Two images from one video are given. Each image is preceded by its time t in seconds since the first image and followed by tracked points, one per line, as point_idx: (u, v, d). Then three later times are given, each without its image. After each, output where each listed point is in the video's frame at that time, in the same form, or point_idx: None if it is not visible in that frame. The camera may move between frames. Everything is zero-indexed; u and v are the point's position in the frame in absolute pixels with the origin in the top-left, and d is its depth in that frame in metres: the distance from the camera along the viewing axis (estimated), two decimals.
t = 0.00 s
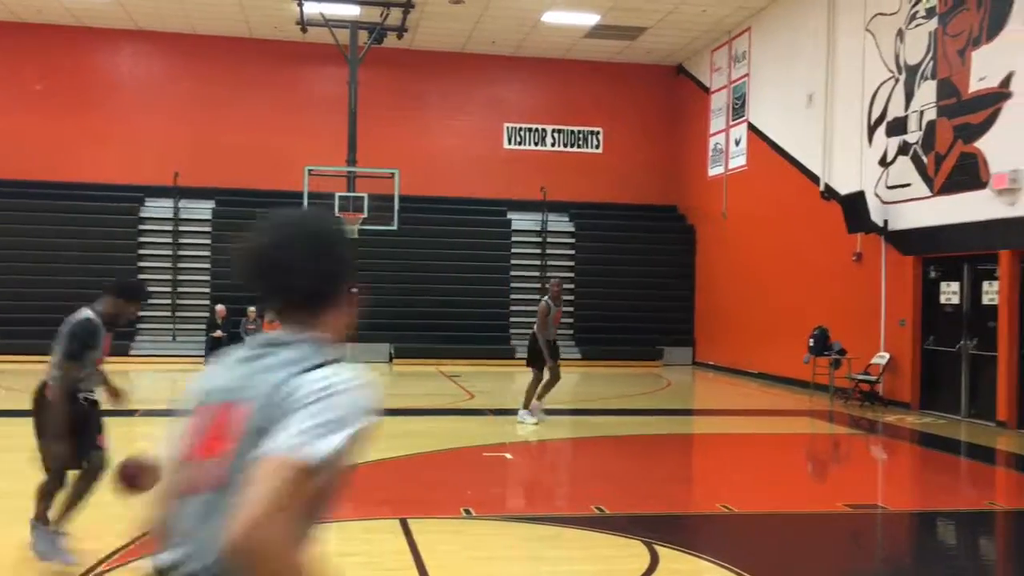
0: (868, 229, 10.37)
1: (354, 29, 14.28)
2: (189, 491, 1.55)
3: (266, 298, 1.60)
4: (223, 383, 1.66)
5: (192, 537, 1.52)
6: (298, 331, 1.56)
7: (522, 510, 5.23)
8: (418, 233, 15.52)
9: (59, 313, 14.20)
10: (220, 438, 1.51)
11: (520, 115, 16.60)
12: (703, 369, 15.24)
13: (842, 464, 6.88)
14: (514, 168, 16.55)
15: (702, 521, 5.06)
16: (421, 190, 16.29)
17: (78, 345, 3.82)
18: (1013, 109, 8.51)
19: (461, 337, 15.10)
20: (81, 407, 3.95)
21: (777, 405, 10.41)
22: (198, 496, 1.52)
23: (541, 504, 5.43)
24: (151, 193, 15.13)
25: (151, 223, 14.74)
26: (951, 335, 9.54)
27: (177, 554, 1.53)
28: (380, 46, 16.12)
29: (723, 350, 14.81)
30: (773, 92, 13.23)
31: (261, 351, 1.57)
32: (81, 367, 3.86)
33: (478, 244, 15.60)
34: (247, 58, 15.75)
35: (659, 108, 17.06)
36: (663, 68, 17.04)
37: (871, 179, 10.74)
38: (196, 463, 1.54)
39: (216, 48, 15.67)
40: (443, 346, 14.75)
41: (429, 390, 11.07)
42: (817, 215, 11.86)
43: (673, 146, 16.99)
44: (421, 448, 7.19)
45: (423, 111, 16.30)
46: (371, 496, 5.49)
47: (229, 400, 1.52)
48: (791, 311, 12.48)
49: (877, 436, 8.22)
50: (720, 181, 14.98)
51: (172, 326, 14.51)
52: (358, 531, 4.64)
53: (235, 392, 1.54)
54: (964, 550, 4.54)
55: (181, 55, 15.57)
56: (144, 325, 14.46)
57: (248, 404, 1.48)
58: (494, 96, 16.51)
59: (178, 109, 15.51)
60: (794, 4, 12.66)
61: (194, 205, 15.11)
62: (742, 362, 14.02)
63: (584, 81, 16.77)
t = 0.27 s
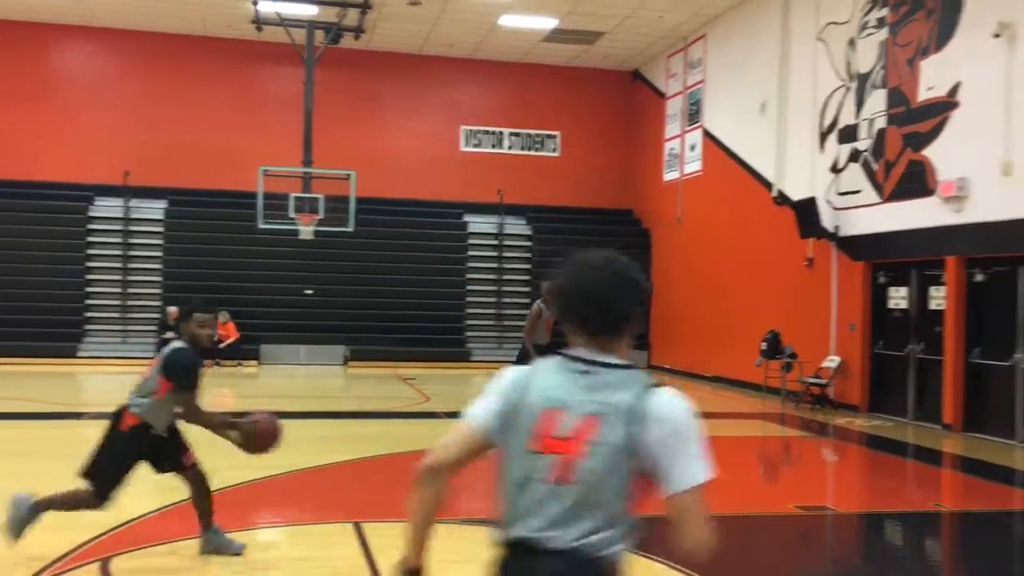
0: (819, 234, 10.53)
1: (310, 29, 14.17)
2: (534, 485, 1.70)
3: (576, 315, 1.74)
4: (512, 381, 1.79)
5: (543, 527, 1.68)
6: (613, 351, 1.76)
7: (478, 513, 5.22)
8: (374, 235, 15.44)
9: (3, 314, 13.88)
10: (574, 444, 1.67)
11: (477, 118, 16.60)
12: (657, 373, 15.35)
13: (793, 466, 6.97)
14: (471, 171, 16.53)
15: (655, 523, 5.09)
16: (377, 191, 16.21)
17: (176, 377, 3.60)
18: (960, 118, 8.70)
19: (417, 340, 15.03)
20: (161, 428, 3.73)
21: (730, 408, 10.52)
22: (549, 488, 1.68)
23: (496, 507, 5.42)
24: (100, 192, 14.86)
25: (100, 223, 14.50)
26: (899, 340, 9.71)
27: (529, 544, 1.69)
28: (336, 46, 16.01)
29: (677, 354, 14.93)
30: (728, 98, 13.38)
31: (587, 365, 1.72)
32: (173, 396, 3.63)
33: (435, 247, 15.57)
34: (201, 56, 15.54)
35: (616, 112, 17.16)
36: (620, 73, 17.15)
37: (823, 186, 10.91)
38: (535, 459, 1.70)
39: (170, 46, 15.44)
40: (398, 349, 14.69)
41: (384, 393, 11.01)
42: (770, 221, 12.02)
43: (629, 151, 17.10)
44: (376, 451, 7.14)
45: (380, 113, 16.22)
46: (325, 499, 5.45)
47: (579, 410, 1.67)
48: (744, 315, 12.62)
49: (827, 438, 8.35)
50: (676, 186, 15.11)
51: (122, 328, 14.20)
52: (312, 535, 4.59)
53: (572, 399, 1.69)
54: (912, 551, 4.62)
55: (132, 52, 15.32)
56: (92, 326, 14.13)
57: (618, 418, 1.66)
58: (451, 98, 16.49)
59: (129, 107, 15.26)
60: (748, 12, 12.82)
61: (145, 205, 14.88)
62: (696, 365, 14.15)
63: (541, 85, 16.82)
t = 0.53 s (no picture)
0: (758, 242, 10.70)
1: (252, 30, 13.98)
2: (701, 480, 1.98)
3: (715, 352, 1.99)
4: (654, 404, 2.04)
5: (720, 512, 1.97)
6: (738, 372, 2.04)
7: (420, 519, 5.20)
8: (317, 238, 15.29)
9: None
10: (740, 445, 1.98)
11: (422, 122, 16.55)
12: (600, 378, 15.44)
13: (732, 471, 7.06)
14: (415, 175, 16.48)
15: (596, 528, 5.11)
16: (321, 195, 16.07)
17: (235, 359, 3.84)
18: (894, 131, 8.93)
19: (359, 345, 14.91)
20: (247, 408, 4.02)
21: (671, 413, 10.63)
22: (721, 482, 1.98)
23: (439, 513, 5.39)
24: (33, 192, 14.48)
25: (35, 224, 14.16)
26: (835, 346, 9.91)
27: (709, 529, 1.96)
28: (279, 48, 15.84)
29: (620, 359, 15.04)
30: (671, 107, 13.53)
31: (725, 383, 2.03)
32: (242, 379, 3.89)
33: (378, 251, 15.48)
34: (142, 54, 15.24)
35: (560, 119, 17.24)
36: (565, 80, 17.24)
37: (762, 194, 11.10)
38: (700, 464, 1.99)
39: (108, 44, 15.12)
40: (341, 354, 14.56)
41: (326, 398, 10.91)
42: (711, 228, 12.18)
43: (573, 157, 17.20)
44: (317, 457, 7.07)
45: (324, 115, 16.09)
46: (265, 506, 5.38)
47: (736, 415, 1.99)
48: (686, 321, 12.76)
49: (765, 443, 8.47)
50: (619, 193, 15.25)
51: (55, 332, 13.89)
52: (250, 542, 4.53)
53: (727, 411, 1.99)
54: (846, 553, 4.71)
55: (67, 49, 14.97)
56: (23, 330, 13.81)
57: (768, 422, 2.01)
58: (396, 102, 16.42)
59: (65, 105, 14.91)
60: (691, 22, 12.99)
61: (80, 206, 14.54)
62: (638, 371, 14.26)
63: (486, 90, 16.83)
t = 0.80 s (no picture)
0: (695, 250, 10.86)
1: (188, 29, 13.73)
2: (731, 465, 2.51)
3: (755, 368, 2.54)
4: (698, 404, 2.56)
5: (749, 489, 2.48)
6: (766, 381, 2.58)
7: (356, 527, 5.14)
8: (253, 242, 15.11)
9: None
10: (764, 441, 2.50)
11: (362, 126, 16.44)
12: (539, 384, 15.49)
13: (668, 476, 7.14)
14: (354, 179, 16.36)
15: (534, 535, 5.12)
16: (258, 198, 15.86)
17: (319, 396, 3.04)
18: (826, 142, 9.13)
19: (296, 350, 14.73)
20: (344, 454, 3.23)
21: (609, 419, 10.71)
22: (751, 470, 2.49)
23: (377, 520, 5.35)
24: None
25: None
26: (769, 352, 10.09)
27: (734, 503, 2.49)
28: (216, 48, 15.59)
29: (558, 365, 15.12)
30: (611, 115, 13.65)
31: (758, 391, 2.57)
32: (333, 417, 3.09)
33: (316, 256, 15.34)
34: (73, 53, 14.89)
35: (501, 125, 17.26)
36: (506, 86, 17.27)
37: (699, 203, 11.25)
38: (734, 453, 2.51)
39: (37, 41, 14.73)
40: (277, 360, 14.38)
41: (262, 404, 10.75)
42: (649, 236, 12.31)
43: (513, 163, 17.24)
44: (252, 464, 6.96)
45: (262, 118, 15.88)
46: (197, 515, 5.27)
47: (766, 416, 2.51)
48: (624, 328, 12.88)
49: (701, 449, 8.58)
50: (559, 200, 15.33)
51: None
52: (181, 552, 4.44)
53: (757, 412, 2.52)
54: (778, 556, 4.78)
55: None
56: None
57: (790, 424, 2.53)
58: (336, 106, 16.29)
59: None
60: (630, 31, 13.13)
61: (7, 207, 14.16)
62: (577, 377, 14.34)
63: (427, 95, 16.78)
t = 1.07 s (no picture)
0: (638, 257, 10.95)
1: (127, 27, 13.47)
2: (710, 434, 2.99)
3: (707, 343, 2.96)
4: (677, 386, 3.00)
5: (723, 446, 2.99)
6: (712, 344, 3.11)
7: (295, 534, 5.07)
8: (195, 245, 14.84)
9: None
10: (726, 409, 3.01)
11: (305, 129, 16.28)
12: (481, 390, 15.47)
13: (609, 482, 7.18)
14: (297, 182, 16.19)
15: (474, 541, 5.10)
16: (198, 200, 15.62)
17: (424, 400, 3.28)
18: (766, 153, 9.30)
19: (235, 355, 14.50)
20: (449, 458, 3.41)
21: (551, 425, 10.74)
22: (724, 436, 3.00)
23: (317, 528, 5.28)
24: None
25: None
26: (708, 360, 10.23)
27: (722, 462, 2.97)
28: (156, 46, 15.32)
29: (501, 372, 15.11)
30: (556, 123, 13.72)
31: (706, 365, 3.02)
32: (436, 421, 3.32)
33: (258, 258, 15.11)
34: (6, 50, 14.51)
35: (447, 130, 17.23)
36: (452, 92, 17.26)
37: (642, 211, 11.37)
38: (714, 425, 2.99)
39: None
40: (214, 364, 14.13)
41: (200, 409, 10.57)
42: (593, 243, 12.40)
43: (458, 168, 17.22)
44: (189, 470, 6.83)
45: (203, 118, 15.64)
46: (130, 523, 5.16)
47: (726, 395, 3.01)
48: (567, 335, 12.94)
49: (642, 455, 8.65)
50: (503, 207, 15.36)
51: None
52: (113, 560, 4.34)
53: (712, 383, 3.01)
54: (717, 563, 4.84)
55: None
56: None
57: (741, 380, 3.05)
58: (279, 108, 16.11)
59: None
60: (576, 40, 13.21)
61: None
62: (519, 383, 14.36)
63: (372, 99, 16.70)
